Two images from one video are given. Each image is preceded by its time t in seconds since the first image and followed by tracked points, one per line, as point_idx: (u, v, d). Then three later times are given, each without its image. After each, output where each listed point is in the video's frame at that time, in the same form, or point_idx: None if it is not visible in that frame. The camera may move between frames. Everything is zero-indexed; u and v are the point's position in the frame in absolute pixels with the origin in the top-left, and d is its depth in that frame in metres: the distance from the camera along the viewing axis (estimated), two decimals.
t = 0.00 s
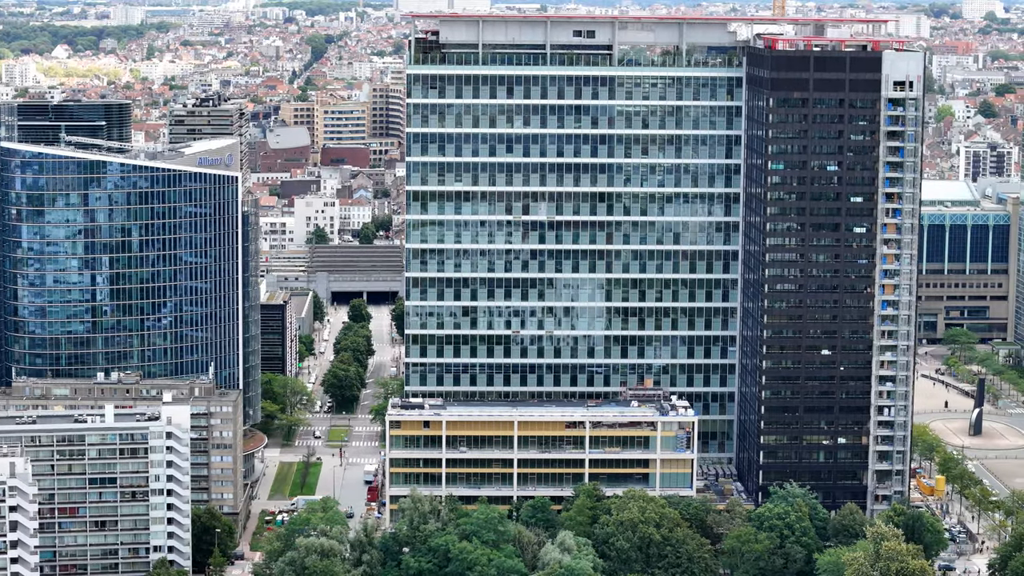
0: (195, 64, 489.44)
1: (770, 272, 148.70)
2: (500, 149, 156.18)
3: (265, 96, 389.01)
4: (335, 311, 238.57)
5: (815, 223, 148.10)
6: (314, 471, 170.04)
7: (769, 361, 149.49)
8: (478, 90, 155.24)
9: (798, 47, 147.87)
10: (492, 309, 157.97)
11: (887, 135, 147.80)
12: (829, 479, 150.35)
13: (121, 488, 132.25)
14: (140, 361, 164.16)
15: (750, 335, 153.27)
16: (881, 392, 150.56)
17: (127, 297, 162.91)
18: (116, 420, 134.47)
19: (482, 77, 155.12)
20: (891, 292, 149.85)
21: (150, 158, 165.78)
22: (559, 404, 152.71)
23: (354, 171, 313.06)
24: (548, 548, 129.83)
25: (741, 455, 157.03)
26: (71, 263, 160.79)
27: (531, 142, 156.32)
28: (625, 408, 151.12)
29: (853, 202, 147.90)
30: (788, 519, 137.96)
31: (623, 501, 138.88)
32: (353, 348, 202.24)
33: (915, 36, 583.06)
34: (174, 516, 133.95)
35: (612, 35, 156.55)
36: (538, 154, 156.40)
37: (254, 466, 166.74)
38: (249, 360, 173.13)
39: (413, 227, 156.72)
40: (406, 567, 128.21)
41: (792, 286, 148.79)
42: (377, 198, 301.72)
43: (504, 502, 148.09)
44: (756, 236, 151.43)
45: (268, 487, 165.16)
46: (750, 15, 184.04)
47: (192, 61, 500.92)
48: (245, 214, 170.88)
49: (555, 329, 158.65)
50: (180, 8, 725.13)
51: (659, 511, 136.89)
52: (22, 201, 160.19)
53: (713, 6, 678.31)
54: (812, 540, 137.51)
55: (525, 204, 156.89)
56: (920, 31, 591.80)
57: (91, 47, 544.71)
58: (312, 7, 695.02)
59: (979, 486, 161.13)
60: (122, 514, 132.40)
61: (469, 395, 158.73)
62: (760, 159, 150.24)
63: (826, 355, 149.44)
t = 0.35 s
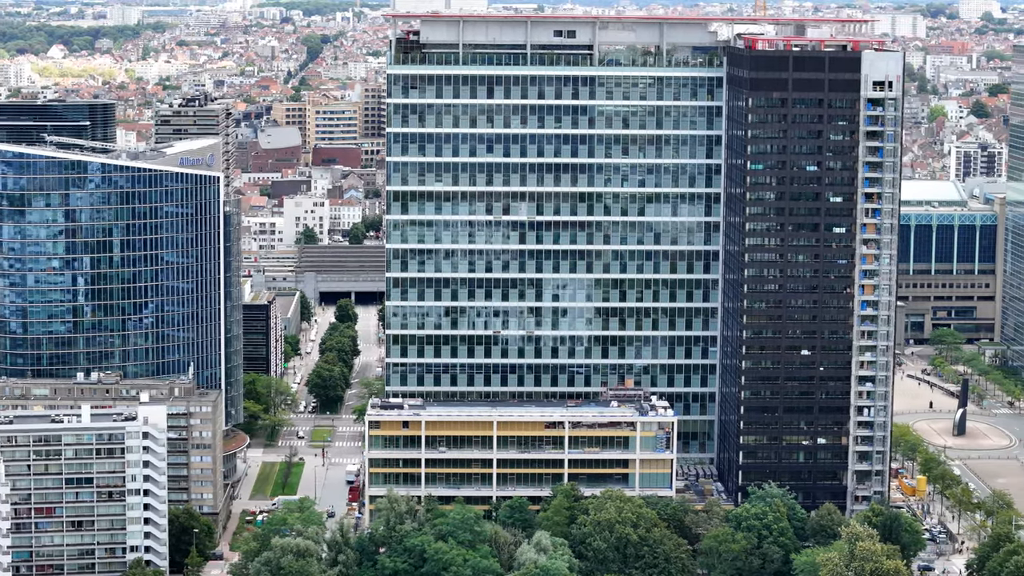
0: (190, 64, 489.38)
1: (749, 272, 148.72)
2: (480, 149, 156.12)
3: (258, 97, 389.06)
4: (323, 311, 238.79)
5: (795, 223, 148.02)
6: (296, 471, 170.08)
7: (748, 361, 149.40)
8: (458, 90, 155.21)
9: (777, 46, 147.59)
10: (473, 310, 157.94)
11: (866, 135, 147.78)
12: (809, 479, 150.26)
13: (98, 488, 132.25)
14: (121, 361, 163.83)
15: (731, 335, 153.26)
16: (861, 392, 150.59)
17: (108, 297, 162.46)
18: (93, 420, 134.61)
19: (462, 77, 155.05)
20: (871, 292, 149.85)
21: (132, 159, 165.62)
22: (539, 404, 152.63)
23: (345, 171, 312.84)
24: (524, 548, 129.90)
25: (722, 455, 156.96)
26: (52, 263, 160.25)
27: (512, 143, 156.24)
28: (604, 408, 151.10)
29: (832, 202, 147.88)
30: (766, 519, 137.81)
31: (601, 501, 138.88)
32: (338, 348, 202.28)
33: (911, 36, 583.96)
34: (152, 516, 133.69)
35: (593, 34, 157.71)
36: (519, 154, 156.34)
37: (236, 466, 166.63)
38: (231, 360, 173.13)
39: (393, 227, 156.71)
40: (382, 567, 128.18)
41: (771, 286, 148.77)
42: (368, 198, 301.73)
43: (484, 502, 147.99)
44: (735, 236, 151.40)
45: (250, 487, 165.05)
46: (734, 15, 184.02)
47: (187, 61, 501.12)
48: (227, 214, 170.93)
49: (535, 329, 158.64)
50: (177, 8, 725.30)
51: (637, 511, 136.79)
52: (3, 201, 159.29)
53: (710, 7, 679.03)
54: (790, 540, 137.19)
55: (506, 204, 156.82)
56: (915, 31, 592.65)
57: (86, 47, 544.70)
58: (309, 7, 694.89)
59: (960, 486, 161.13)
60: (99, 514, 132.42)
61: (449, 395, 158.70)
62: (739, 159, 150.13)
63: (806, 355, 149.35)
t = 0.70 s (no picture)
0: (185, 64, 489.35)
1: (729, 272, 148.61)
2: (461, 149, 156.12)
3: (252, 97, 389.10)
4: (311, 311, 238.85)
5: (774, 224, 147.92)
6: (278, 472, 170.05)
7: (728, 361, 149.31)
8: (438, 90, 155.27)
9: (757, 47, 147.61)
10: (453, 310, 158.07)
11: (846, 136, 147.95)
12: (789, 479, 150.14)
13: (75, 488, 132.23)
14: (104, 361, 163.66)
15: (711, 335, 153.22)
16: (840, 393, 150.64)
17: (90, 297, 162.30)
18: (70, 420, 134.66)
19: (443, 77, 155.08)
20: (850, 292, 149.84)
21: (114, 159, 165.45)
22: (519, 404, 152.61)
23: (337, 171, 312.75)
24: (500, 548, 129.85)
25: (702, 455, 156.96)
26: (34, 264, 160.03)
27: (492, 143, 156.23)
28: (584, 408, 151.11)
29: (812, 202, 147.78)
30: (744, 519, 137.66)
31: (578, 502, 138.82)
32: (324, 349, 202.30)
33: (908, 37, 584.32)
34: (129, 517, 133.27)
35: (574, 35, 157.20)
36: (499, 154, 156.35)
37: (218, 467, 166.83)
38: (214, 360, 172.89)
39: (374, 227, 156.83)
40: (358, 567, 128.16)
41: (750, 286, 148.66)
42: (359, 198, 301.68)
43: (463, 503, 148.01)
44: (715, 236, 151.37)
45: (231, 488, 165.17)
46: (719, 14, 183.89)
47: (182, 61, 501.23)
48: (210, 214, 171.03)
49: (516, 329, 158.72)
50: (175, 8, 725.54)
51: (614, 512, 136.71)
52: None
53: (708, 7, 679.25)
54: (767, 541, 137.09)
55: (486, 204, 156.86)
56: (912, 32, 592.90)
57: (83, 47, 544.82)
58: (306, 7, 694.82)
59: (942, 486, 161.07)
60: (76, 515, 132.39)
61: (430, 395, 158.87)
62: (719, 160, 150.07)
63: (786, 355, 149.27)
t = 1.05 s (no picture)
0: (181, 64, 489.09)
1: (709, 272, 148.47)
2: (441, 149, 156.07)
3: (245, 97, 389.22)
4: (299, 311, 238.77)
5: (754, 223, 147.86)
6: (261, 471, 170.00)
7: (708, 361, 149.28)
8: (419, 90, 155.25)
9: (737, 46, 147.26)
10: (433, 309, 158.00)
11: (826, 135, 147.64)
12: (769, 479, 150.09)
13: (52, 488, 132.21)
14: (87, 360, 163.49)
15: (691, 335, 153.17)
16: (820, 393, 150.46)
17: (72, 297, 162.08)
18: (47, 420, 134.82)
19: (423, 76, 155.03)
20: (830, 292, 149.83)
21: (96, 159, 165.20)
22: (499, 404, 152.55)
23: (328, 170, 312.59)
24: (477, 548, 129.82)
25: (683, 455, 156.99)
26: (17, 264, 159.82)
27: (472, 143, 156.15)
28: (565, 408, 151.05)
29: (792, 202, 147.66)
30: (722, 519, 137.58)
31: (556, 501, 138.76)
32: (310, 348, 202.26)
33: (905, 36, 584.42)
34: (106, 516, 133.58)
35: (555, 35, 157.69)
36: (480, 154, 156.28)
37: (200, 466, 167.00)
38: (196, 359, 173.02)
39: (355, 227, 156.77)
40: (334, 567, 128.13)
41: (730, 286, 148.56)
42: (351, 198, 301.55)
43: (443, 502, 147.94)
44: (695, 236, 151.28)
45: (213, 487, 165.22)
46: (703, 14, 183.65)
47: (178, 61, 500.98)
48: (192, 214, 171.11)
49: (496, 329, 158.65)
50: (172, 8, 725.50)
51: (592, 511, 136.55)
52: None
53: (706, 7, 679.46)
54: (746, 541, 137.07)
55: (467, 204, 156.81)
56: (909, 32, 593.24)
57: (79, 47, 544.66)
58: (303, 7, 694.56)
59: (923, 486, 161.03)
60: (53, 514, 132.37)
61: (410, 395, 158.82)
62: (699, 159, 149.95)
63: (766, 355, 149.19)
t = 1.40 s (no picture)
0: (176, 64, 489.17)
1: (689, 273, 148.43)
2: (422, 149, 156.02)
3: (239, 97, 389.55)
4: (288, 311, 238.85)
5: (734, 224, 147.81)
6: (244, 471, 170.04)
7: (688, 361, 149.26)
8: (400, 90, 155.26)
9: (717, 47, 147.43)
10: (414, 310, 157.97)
11: (806, 135, 147.74)
12: (750, 479, 150.09)
13: (28, 488, 132.13)
14: (69, 361, 163.53)
15: (672, 335, 153.17)
16: (801, 393, 150.39)
17: (54, 297, 162.12)
18: (24, 420, 134.97)
19: (404, 76, 155.03)
20: (810, 292, 149.73)
21: (78, 159, 164.84)
22: (479, 404, 152.56)
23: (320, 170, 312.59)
24: (453, 548, 129.85)
25: (664, 455, 157.00)
26: None
27: (453, 143, 156.08)
28: (545, 408, 151.06)
29: (771, 202, 147.56)
30: (700, 519, 137.57)
31: (533, 501, 138.59)
32: (295, 349, 202.30)
33: (901, 37, 584.47)
34: (83, 517, 133.60)
35: (536, 34, 157.02)
36: (461, 154, 156.22)
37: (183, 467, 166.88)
38: (180, 360, 171.95)
39: (336, 228, 156.73)
40: (310, 567, 128.08)
41: (710, 286, 148.53)
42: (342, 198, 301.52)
43: (422, 502, 147.87)
44: (675, 236, 151.20)
45: (195, 488, 165.13)
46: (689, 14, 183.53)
47: (174, 61, 501.08)
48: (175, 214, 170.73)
49: (477, 329, 158.62)
50: (171, 8, 725.83)
51: (569, 511, 136.85)
52: None
53: (703, 7, 679.77)
54: (724, 542, 137.05)
55: (448, 204, 156.76)
56: (905, 32, 593.61)
57: (75, 47, 545.01)
58: (301, 7, 694.73)
59: (905, 486, 160.96)
60: (30, 514, 132.35)
61: (391, 395, 158.79)
62: (679, 160, 149.87)
63: (746, 355, 149.13)
